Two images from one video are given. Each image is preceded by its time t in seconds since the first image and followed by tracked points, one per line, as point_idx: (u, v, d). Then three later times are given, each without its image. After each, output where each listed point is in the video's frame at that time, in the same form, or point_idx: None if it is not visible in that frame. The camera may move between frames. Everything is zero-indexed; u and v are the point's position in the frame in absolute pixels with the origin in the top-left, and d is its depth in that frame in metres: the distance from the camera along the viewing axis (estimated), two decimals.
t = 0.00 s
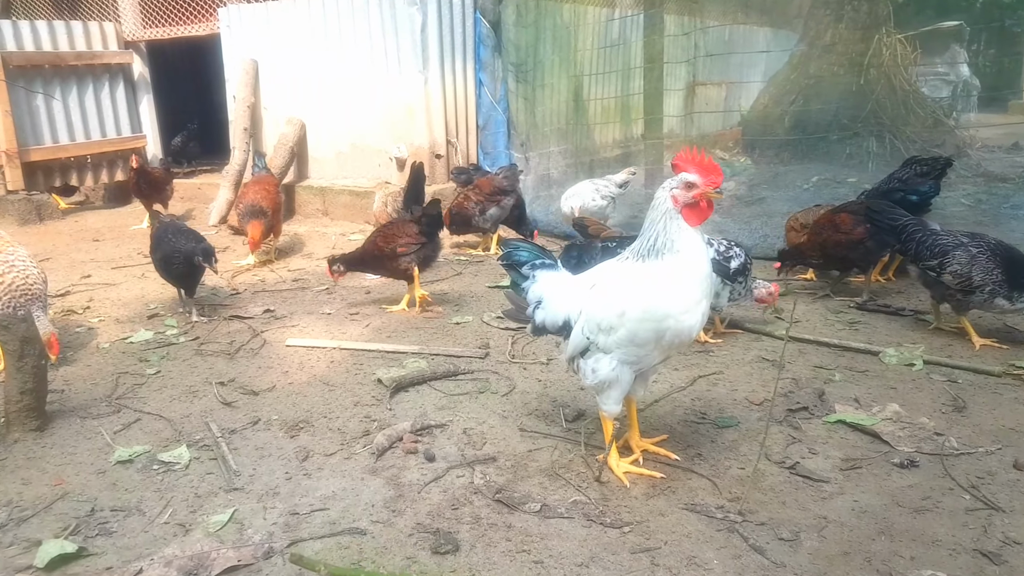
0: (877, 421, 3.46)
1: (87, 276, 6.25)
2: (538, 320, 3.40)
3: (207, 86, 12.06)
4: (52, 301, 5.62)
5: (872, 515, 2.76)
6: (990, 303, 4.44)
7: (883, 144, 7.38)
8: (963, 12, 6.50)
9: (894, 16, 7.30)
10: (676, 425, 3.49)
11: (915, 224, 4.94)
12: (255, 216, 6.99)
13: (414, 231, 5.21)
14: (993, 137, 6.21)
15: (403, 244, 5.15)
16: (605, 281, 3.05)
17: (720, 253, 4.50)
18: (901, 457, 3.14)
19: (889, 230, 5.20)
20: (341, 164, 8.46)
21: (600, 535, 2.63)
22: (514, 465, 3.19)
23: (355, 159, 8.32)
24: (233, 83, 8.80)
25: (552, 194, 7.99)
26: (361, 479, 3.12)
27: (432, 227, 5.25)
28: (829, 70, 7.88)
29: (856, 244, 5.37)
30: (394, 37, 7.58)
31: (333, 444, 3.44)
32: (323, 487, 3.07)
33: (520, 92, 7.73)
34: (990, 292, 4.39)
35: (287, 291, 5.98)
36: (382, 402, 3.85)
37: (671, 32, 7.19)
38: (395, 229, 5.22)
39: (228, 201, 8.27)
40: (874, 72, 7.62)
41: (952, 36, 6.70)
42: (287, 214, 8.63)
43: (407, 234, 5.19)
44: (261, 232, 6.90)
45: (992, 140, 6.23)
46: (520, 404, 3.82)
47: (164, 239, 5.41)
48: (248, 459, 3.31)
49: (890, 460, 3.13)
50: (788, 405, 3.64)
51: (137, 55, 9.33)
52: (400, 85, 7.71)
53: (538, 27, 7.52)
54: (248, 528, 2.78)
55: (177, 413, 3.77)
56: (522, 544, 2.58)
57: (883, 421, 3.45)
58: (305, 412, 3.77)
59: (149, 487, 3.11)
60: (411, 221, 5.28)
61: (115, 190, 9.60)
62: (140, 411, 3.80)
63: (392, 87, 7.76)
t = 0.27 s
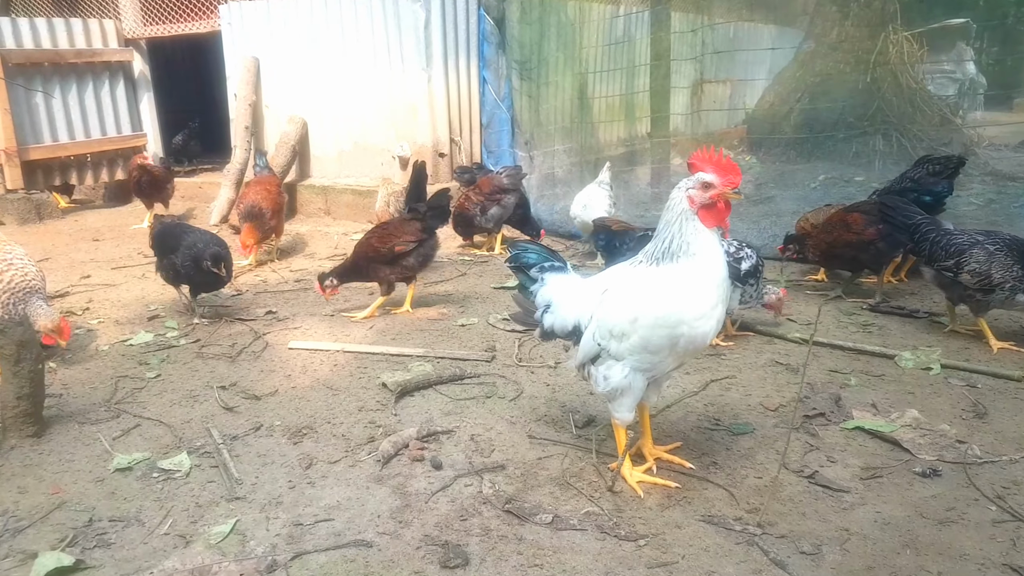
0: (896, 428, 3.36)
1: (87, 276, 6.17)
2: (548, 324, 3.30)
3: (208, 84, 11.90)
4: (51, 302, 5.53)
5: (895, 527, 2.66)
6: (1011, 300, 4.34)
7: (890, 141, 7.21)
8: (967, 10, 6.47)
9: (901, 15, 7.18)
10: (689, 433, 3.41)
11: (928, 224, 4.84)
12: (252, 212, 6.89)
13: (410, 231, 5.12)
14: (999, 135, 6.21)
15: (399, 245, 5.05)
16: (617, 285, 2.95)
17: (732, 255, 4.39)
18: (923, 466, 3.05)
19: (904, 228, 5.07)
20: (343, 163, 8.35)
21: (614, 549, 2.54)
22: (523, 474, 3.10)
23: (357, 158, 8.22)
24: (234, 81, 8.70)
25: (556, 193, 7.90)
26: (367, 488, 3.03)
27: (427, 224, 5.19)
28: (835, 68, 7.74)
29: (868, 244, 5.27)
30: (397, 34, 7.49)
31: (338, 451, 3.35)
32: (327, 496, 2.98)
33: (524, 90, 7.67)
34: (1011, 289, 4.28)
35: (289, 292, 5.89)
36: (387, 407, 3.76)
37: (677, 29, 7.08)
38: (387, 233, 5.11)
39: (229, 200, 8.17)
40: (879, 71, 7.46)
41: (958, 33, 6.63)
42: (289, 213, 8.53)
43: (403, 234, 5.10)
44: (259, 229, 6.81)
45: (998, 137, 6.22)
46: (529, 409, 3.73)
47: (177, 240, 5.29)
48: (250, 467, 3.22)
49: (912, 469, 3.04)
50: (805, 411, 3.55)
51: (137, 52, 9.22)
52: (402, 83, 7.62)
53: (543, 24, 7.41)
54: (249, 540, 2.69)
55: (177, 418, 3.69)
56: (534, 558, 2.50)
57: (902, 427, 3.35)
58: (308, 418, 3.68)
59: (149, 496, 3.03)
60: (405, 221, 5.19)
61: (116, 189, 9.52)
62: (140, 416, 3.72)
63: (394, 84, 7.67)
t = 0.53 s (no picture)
0: (917, 435, 3.27)
1: (89, 278, 6.10)
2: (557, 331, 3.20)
3: (208, 83, 11.78)
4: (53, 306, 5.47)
5: (922, 540, 2.58)
6: None
7: (897, 142, 7.11)
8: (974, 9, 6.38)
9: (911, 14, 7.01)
10: (705, 441, 3.33)
11: (942, 224, 4.73)
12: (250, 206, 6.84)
13: (401, 233, 5.04)
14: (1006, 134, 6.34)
15: (392, 248, 4.98)
16: (632, 291, 2.86)
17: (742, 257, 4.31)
18: (947, 476, 2.96)
19: (920, 229, 4.97)
20: (346, 163, 8.26)
21: (632, 564, 2.47)
22: (536, 484, 3.03)
23: (360, 158, 8.13)
24: (237, 80, 8.61)
25: (562, 193, 7.81)
26: (375, 498, 2.95)
27: (417, 224, 5.12)
28: (842, 66, 7.63)
29: (874, 245, 5.18)
30: (401, 33, 7.41)
31: (345, 459, 3.27)
32: (335, 507, 2.90)
33: (529, 89, 7.56)
34: None
35: (293, 294, 5.81)
36: (395, 414, 3.68)
37: (685, 27, 6.98)
38: (377, 238, 5.03)
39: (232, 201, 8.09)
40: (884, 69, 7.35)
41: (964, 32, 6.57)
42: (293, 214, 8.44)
43: (395, 237, 5.02)
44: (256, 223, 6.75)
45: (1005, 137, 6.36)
46: (539, 416, 3.65)
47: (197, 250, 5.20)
48: (255, 476, 3.15)
49: (936, 479, 2.95)
50: (823, 418, 3.47)
51: (138, 51, 9.13)
52: (406, 82, 7.53)
53: (548, 23, 7.31)
54: (255, 553, 2.62)
55: (180, 425, 3.63)
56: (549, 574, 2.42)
57: (924, 435, 3.26)
58: (314, 425, 3.61)
59: (153, 506, 2.96)
60: (395, 223, 5.10)
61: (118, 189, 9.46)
62: (142, 423, 3.65)
63: (398, 84, 7.58)
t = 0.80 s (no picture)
0: (933, 443, 3.21)
1: (90, 281, 6.05)
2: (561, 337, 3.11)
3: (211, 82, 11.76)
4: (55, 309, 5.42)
5: (943, 553, 2.52)
6: None
7: (903, 141, 7.14)
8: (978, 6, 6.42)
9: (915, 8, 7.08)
10: (717, 450, 3.27)
11: (954, 226, 4.65)
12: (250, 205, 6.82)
13: (400, 238, 4.99)
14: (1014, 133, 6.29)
15: (392, 253, 4.93)
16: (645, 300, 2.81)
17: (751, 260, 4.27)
18: (965, 486, 2.90)
19: (927, 233, 4.90)
20: (349, 163, 8.19)
21: None
22: (545, 493, 2.98)
23: (364, 159, 8.06)
24: (239, 80, 8.53)
25: (567, 193, 7.75)
26: (381, 508, 2.90)
27: (417, 225, 5.07)
28: (847, 65, 7.63)
29: (876, 247, 5.11)
30: (404, 33, 7.34)
31: (350, 468, 3.21)
32: (340, 517, 2.84)
33: (534, 89, 7.46)
34: None
35: (296, 297, 5.75)
36: (400, 420, 3.63)
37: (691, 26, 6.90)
38: (377, 242, 4.97)
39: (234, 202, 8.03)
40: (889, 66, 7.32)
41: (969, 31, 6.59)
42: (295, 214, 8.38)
43: (395, 242, 4.97)
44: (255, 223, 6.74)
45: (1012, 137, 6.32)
46: (547, 422, 3.59)
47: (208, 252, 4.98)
48: (259, 485, 3.10)
49: (954, 489, 2.88)
50: (836, 426, 3.41)
51: (139, 51, 9.08)
52: (409, 82, 7.47)
53: (553, 22, 7.24)
54: (260, 565, 2.57)
55: (182, 432, 3.58)
56: None
57: (940, 443, 3.20)
58: (319, 431, 3.55)
59: (155, 516, 2.91)
60: (395, 226, 5.05)
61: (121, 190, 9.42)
62: (144, 430, 3.60)
63: (402, 84, 7.52)
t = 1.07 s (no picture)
0: (942, 448, 3.17)
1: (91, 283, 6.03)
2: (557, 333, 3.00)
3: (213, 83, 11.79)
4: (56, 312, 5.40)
5: (954, 562, 2.48)
6: None
7: (905, 141, 7.03)
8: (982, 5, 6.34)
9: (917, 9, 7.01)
10: (724, 456, 3.24)
11: (958, 228, 4.61)
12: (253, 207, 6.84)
13: (394, 245, 4.95)
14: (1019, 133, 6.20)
15: (386, 261, 4.90)
16: (660, 310, 2.77)
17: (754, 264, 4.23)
18: (976, 493, 2.85)
19: (932, 235, 4.82)
20: (351, 164, 8.15)
21: None
22: (550, 500, 2.95)
23: (365, 159, 8.02)
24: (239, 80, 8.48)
25: (569, 194, 7.71)
26: (384, 515, 2.87)
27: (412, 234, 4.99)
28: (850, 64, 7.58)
29: (885, 249, 5.09)
30: (406, 33, 7.28)
31: (352, 474, 3.19)
32: (343, 525, 2.81)
33: (535, 89, 7.38)
34: None
35: (297, 298, 5.72)
36: (403, 425, 3.59)
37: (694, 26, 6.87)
38: (374, 248, 4.93)
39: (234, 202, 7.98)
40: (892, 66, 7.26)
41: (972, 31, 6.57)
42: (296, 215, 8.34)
43: (390, 250, 4.93)
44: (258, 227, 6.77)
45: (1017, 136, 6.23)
46: (551, 427, 3.55)
47: (209, 253, 4.72)
48: (260, 492, 3.07)
49: (964, 496, 2.84)
50: (843, 431, 3.37)
51: (140, 51, 9.07)
52: (411, 82, 7.41)
53: (555, 22, 7.19)
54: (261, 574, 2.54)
55: (183, 437, 3.56)
56: None
57: (950, 448, 3.16)
58: (321, 436, 3.53)
59: (155, 523, 2.88)
60: (390, 233, 5.00)
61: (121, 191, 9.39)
62: (145, 435, 3.57)
63: (404, 85, 7.46)
